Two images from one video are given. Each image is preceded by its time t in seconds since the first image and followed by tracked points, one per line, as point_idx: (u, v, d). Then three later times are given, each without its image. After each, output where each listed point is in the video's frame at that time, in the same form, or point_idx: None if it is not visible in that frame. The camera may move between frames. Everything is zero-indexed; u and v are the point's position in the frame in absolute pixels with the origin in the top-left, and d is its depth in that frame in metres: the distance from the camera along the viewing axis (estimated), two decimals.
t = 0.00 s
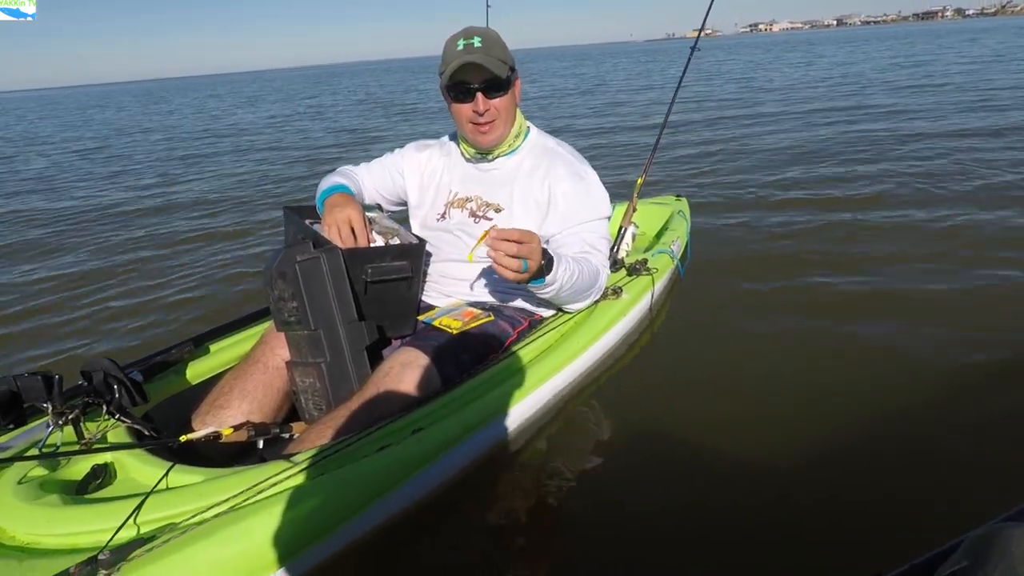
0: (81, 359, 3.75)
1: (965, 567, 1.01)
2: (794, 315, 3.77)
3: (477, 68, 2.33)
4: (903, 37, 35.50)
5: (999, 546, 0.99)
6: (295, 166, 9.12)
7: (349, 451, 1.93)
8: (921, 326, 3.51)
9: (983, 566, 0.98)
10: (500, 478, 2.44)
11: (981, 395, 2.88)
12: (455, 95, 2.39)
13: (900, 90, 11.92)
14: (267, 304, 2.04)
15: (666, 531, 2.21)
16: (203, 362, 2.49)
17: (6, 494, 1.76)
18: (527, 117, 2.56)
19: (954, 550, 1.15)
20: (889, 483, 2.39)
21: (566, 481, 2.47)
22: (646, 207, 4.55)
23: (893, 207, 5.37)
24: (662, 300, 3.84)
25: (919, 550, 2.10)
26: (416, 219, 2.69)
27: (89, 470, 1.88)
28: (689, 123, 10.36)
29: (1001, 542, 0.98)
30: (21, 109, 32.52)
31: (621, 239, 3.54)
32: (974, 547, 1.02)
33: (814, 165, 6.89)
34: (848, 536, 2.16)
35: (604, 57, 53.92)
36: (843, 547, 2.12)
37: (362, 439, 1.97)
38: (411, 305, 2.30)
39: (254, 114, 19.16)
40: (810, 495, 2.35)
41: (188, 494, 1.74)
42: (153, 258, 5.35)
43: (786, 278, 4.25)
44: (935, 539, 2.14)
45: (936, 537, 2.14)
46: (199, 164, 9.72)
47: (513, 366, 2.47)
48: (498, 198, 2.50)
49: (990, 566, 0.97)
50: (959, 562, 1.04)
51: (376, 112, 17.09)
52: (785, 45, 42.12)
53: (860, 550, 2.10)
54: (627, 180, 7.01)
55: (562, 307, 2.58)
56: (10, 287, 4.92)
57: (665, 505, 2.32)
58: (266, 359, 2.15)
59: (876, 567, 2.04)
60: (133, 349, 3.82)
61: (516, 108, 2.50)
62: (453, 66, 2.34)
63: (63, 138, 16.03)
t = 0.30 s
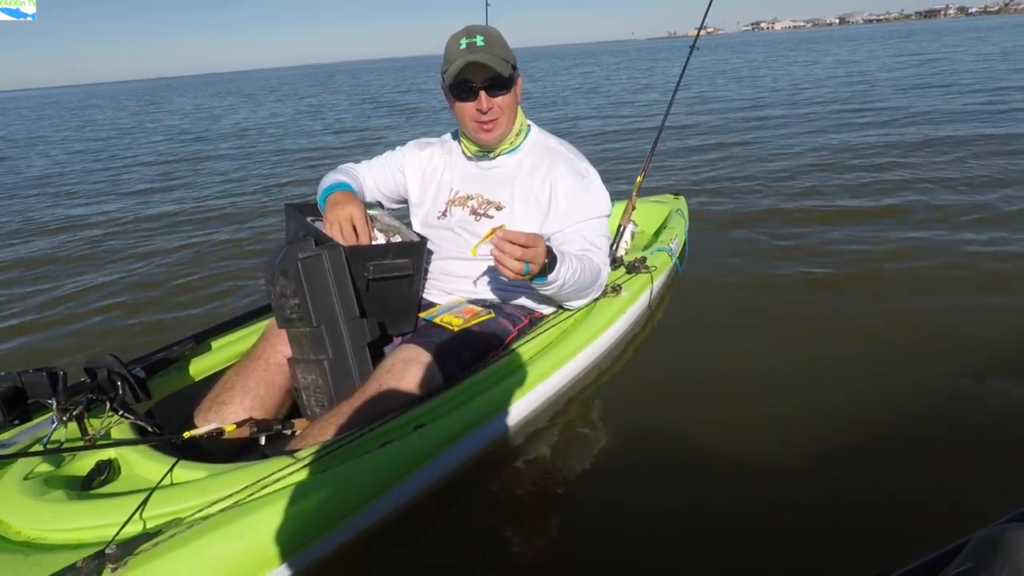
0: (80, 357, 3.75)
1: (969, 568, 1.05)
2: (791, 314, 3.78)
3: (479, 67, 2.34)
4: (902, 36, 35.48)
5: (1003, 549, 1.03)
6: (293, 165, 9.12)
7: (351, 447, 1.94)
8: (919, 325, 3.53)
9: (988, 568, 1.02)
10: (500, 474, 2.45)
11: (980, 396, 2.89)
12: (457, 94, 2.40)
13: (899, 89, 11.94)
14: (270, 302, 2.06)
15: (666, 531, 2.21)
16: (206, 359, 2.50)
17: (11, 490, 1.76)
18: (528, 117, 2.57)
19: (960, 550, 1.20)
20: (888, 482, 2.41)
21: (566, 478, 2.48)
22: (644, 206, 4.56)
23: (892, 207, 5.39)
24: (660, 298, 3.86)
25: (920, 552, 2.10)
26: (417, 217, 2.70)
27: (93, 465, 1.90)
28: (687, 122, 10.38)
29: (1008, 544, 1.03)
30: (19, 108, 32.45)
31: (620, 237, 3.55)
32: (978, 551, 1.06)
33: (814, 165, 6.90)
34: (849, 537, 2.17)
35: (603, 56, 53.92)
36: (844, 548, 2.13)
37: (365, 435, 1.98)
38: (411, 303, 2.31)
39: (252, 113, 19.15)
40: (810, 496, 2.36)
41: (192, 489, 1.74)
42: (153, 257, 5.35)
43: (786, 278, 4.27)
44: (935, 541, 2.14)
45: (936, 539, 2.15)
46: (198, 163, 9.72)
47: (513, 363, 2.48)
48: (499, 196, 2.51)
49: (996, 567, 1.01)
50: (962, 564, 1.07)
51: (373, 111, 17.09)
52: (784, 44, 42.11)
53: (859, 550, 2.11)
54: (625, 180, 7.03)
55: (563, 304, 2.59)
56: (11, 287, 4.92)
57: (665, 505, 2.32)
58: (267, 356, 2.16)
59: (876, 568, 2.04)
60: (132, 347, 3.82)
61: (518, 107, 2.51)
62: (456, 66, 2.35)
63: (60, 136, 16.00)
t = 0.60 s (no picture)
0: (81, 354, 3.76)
1: (971, 572, 1.06)
2: (789, 314, 3.80)
3: (481, 68, 2.35)
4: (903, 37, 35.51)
5: (1005, 551, 1.04)
6: (293, 163, 9.14)
7: (355, 444, 1.96)
8: (917, 325, 3.55)
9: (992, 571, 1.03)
10: (500, 472, 2.46)
11: (980, 398, 2.87)
12: (458, 94, 2.42)
13: (897, 91, 11.98)
14: (272, 300, 2.08)
15: (664, 535, 2.18)
16: (208, 356, 2.51)
17: (18, 486, 1.78)
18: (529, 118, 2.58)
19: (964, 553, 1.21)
20: (888, 481, 2.41)
21: (566, 477, 2.49)
22: (641, 206, 4.58)
23: (890, 208, 5.42)
24: (658, 297, 3.88)
25: (922, 557, 2.07)
26: (419, 217, 2.72)
27: (98, 461, 1.92)
28: (685, 123, 10.41)
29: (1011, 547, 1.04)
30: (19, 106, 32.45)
31: (620, 236, 3.57)
32: (980, 555, 1.07)
33: (812, 167, 6.94)
34: (850, 541, 2.13)
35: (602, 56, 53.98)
36: (845, 552, 2.10)
37: (368, 432, 2.00)
38: (413, 302, 2.32)
39: (250, 112, 19.14)
40: (812, 499, 2.33)
41: (199, 485, 1.77)
42: (155, 254, 5.37)
43: (783, 278, 4.30)
44: (937, 545, 2.11)
45: (937, 543, 2.11)
46: (197, 162, 9.73)
47: (514, 361, 2.50)
48: (500, 196, 2.52)
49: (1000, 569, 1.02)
50: (966, 568, 1.08)
51: (371, 110, 17.12)
52: (783, 44, 42.16)
53: (861, 548, 2.11)
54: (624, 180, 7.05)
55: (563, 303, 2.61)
56: (13, 283, 4.92)
57: (665, 503, 2.32)
58: (270, 355, 2.18)
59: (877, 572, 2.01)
60: (133, 344, 3.84)
61: (518, 108, 2.53)
62: (457, 66, 2.37)
63: (57, 134, 15.96)
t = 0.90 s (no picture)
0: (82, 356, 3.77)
1: None
2: (787, 314, 3.82)
3: (471, 72, 2.36)
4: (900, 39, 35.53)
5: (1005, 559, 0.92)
6: (291, 165, 9.14)
7: (357, 442, 1.97)
8: (915, 324, 3.56)
9: None
10: (500, 471, 2.48)
11: (979, 397, 2.86)
12: (453, 95, 2.44)
13: (894, 93, 12.02)
14: (274, 300, 2.10)
15: (664, 535, 2.17)
16: (210, 356, 2.52)
17: (25, 484, 1.79)
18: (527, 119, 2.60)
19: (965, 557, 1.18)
20: (888, 480, 2.40)
21: (565, 476, 2.49)
22: (639, 207, 4.60)
23: (888, 209, 5.44)
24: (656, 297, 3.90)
25: (923, 558, 2.05)
26: (419, 217, 2.73)
27: (103, 460, 1.93)
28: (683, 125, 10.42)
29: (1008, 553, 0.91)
30: (15, 108, 32.33)
31: (618, 236, 3.59)
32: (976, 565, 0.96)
33: (809, 168, 6.98)
34: (850, 541, 2.12)
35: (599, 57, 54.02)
36: (845, 552, 2.08)
37: (370, 430, 2.01)
38: (414, 301, 2.33)
39: (248, 114, 19.14)
40: (813, 499, 2.31)
41: (204, 483, 1.78)
42: (154, 256, 5.37)
43: (781, 278, 4.32)
44: (938, 545, 2.09)
45: (938, 543, 2.10)
46: (195, 164, 9.73)
47: (514, 360, 2.52)
48: (499, 196, 2.54)
49: None
50: None
51: (369, 112, 17.12)
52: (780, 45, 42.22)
53: (861, 548, 2.10)
54: (622, 181, 7.06)
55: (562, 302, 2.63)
56: (13, 286, 4.93)
57: (665, 504, 2.32)
58: (271, 355, 2.19)
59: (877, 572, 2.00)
60: (132, 347, 3.85)
61: (514, 112, 2.53)
62: (451, 68, 2.39)
63: (54, 136, 15.97)
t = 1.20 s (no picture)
0: (83, 354, 3.78)
1: None
2: (787, 314, 3.83)
3: (474, 71, 2.37)
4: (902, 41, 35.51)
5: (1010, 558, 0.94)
6: (291, 165, 9.15)
7: (360, 436, 1.99)
8: (914, 325, 3.57)
9: None
10: (500, 468, 2.48)
11: (980, 400, 2.86)
12: (456, 94, 2.45)
13: (895, 95, 12.03)
14: (276, 296, 2.12)
15: (664, 535, 2.16)
16: (212, 352, 2.53)
17: (30, 477, 1.80)
18: (528, 117, 2.62)
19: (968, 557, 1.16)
20: (889, 481, 2.39)
21: (565, 473, 2.50)
22: (638, 206, 4.62)
23: (887, 210, 5.46)
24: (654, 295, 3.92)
25: (924, 558, 2.05)
26: (420, 214, 2.74)
27: (107, 454, 1.93)
28: (683, 126, 10.45)
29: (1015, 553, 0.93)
30: (16, 108, 32.33)
31: (617, 234, 3.60)
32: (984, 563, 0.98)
33: (809, 170, 6.99)
34: (851, 541, 2.12)
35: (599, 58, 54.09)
36: (845, 552, 2.08)
37: (373, 424, 2.02)
38: (415, 297, 2.34)
39: (248, 114, 19.17)
40: (813, 499, 2.31)
41: (209, 475, 1.79)
42: (155, 255, 5.38)
43: (780, 279, 4.33)
44: (939, 545, 2.09)
45: (939, 543, 2.09)
46: (195, 163, 9.74)
47: (515, 356, 2.53)
48: (500, 194, 2.55)
49: None
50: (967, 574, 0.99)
51: (370, 112, 17.15)
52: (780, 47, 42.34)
53: (864, 550, 2.09)
54: (622, 182, 7.08)
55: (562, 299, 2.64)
56: (13, 284, 4.93)
57: (665, 503, 2.31)
58: (273, 351, 2.20)
59: (877, 572, 2.00)
60: (134, 344, 3.85)
61: (515, 110, 2.55)
62: (455, 67, 2.40)
63: (54, 135, 15.97)
